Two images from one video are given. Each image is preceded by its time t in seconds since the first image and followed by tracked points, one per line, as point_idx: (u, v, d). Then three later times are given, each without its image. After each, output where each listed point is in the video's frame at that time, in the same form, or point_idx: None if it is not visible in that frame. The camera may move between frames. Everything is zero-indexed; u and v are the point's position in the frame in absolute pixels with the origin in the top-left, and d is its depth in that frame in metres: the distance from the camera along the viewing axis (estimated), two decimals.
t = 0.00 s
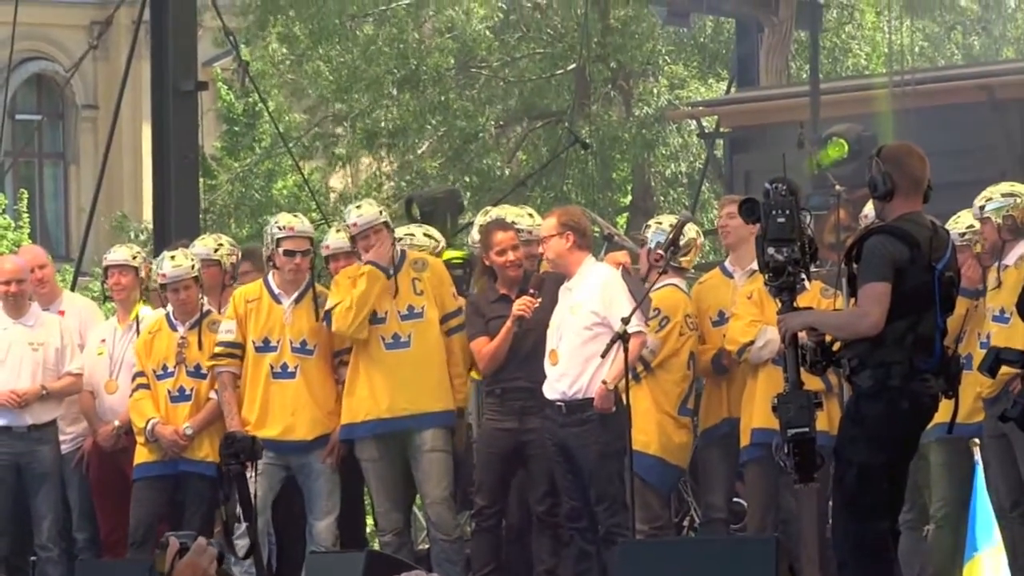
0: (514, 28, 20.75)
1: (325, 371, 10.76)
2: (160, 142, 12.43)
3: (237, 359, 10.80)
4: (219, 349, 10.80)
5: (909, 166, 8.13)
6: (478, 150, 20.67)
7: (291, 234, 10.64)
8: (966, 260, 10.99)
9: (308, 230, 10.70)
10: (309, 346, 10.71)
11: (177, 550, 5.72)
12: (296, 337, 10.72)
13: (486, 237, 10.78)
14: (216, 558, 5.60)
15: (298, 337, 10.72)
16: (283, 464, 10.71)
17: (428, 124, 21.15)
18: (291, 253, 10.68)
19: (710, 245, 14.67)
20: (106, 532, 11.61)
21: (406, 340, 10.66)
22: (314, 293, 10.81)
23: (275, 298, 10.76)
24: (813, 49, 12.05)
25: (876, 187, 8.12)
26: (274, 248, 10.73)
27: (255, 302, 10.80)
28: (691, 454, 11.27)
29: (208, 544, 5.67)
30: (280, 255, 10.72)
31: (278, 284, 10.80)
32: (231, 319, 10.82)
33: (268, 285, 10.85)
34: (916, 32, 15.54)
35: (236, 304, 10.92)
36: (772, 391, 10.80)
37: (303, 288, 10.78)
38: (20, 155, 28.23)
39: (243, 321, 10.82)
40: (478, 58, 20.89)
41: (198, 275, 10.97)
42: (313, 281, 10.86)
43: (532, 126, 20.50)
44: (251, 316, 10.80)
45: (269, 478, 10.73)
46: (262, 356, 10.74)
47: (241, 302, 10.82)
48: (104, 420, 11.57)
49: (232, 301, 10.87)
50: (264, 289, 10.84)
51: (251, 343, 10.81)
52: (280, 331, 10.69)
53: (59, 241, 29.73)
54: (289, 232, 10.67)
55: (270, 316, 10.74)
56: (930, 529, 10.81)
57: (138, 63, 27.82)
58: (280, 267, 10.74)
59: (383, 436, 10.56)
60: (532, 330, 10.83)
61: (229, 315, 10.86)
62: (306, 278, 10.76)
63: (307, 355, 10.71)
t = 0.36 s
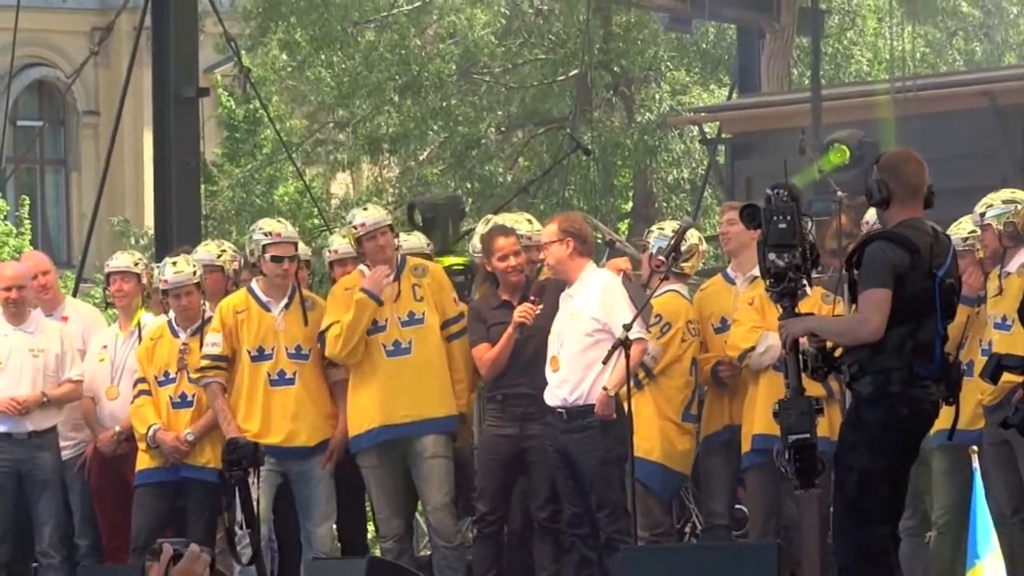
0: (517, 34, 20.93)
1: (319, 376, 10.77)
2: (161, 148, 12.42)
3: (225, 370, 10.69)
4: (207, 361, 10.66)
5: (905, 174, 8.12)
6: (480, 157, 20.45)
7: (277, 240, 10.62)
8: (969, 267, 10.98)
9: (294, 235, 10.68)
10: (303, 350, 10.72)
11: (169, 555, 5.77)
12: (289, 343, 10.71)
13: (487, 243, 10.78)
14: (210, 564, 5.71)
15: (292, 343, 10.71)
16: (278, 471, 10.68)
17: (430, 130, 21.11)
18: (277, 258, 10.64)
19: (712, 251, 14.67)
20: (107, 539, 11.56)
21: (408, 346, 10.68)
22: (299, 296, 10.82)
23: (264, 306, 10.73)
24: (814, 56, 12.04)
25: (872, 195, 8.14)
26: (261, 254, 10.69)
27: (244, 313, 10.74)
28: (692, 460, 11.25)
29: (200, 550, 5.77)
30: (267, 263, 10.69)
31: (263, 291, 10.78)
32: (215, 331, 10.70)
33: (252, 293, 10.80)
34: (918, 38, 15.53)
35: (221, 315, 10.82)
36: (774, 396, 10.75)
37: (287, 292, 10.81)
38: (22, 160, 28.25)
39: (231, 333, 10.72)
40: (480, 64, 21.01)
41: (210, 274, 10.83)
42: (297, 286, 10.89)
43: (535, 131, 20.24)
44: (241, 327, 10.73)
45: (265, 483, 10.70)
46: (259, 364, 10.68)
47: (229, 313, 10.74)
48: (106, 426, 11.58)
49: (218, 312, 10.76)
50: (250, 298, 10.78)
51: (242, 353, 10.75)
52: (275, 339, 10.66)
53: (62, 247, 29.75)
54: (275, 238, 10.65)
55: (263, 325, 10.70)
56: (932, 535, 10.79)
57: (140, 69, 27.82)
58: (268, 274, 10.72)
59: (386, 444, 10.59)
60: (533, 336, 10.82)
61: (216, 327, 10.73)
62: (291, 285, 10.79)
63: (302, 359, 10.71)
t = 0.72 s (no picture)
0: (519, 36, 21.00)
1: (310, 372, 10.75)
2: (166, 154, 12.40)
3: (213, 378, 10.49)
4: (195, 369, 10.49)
5: (904, 175, 8.14)
6: (483, 158, 20.44)
7: (254, 242, 10.54)
8: (972, 269, 10.99)
9: (268, 235, 10.60)
10: (294, 348, 10.71)
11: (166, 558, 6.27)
12: (280, 343, 10.68)
13: (491, 245, 10.77)
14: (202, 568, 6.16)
15: (283, 342, 10.68)
16: (280, 472, 10.65)
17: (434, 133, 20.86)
18: (255, 259, 10.57)
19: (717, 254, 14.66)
20: (113, 543, 11.61)
21: (414, 351, 10.66)
22: (277, 292, 10.78)
23: (250, 310, 10.65)
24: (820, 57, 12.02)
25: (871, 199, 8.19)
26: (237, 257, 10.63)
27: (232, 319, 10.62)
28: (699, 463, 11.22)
29: (193, 554, 6.24)
30: (244, 264, 10.63)
31: (244, 293, 10.69)
32: (204, 340, 10.52)
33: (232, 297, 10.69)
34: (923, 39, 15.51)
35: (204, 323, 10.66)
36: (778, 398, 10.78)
37: (266, 293, 10.75)
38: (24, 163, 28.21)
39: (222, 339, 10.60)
40: (484, 66, 20.89)
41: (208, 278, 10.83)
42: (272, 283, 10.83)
43: (537, 134, 20.38)
44: (233, 333, 10.62)
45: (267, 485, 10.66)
46: (254, 368, 10.62)
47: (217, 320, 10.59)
48: (111, 429, 11.52)
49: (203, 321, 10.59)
50: (233, 303, 10.67)
51: (233, 358, 10.65)
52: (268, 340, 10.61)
53: (65, 251, 29.75)
54: (250, 240, 10.58)
55: (253, 328, 10.63)
56: (938, 538, 10.76)
57: (142, 72, 27.77)
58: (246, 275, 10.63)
59: (392, 450, 10.58)
60: (538, 338, 10.81)
61: (205, 334, 10.54)
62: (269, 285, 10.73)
63: (295, 357, 10.69)
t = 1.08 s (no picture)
0: None
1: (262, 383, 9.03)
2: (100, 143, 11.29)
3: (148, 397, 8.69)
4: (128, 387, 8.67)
5: (987, 148, 6.84)
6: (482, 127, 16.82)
7: (193, 228, 8.78)
8: None
9: (210, 220, 8.84)
10: (245, 353, 8.97)
11: None
12: (228, 347, 8.93)
13: (489, 233, 8.94)
14: None
15: (230, 347, 8.93)
16: (234, 504, 8.94)
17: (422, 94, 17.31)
18: (194, 249, 8.78)
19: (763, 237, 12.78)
20: None
21: (395, 360, 8.92)
22: (218, 285, 8.99)
23: (191, 310, 8.86)
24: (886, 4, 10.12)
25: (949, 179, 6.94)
26: (172, 248, 8.82)
27: (171, 323, 8.82)
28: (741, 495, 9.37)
29: None
30: (180, 255, 8.81)
31: (180, 289, 8.86)
32: (139, 349, 8.71)
33: (168, 294, 8.87)
34: None
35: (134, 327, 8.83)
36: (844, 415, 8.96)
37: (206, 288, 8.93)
38: None
39: (160, 347, 8.80)
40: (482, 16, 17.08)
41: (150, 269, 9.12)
42: (212, 274, 9.01)
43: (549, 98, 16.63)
44: (171, 338, 8.83)
45: (215, 522, 8.92)
46: (197, 380, 8.85)
47: (153, 325, 8.78)
48: (24, 454, 9.74)
49: (135, 324, 8.77)
50: (169, 302, 8.85)
51: (172, 369, 8.86)
52: (214, 346, 8.86)
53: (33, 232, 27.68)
54: (189, 225, 8.81)
55: (196, 332, 8.85)
56: None
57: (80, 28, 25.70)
58: (183, 269, 8.80)
59: (366, 483, 8.89)
60: (547, 345, 8.97)
61: (138, 342, 8.72)
62: (210, 279, 8.92)
63: (245, 364, 8.96)
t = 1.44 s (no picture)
0: None
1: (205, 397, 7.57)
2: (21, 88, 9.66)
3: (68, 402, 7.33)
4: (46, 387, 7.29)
5: None
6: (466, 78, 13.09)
7: (134, 198, 7.48)
8: None
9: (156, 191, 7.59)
10: (187, 361, 7.55)
11: None
12: (166, 352, 7.51)
13: (475, 211, 7.34)
14: None
15: (168, 351, 7.51)
16: (159, 546, 7.47)
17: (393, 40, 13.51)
18: (133, 223, 7.43)
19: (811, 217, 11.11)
20: None
21: (361, 369, 7.32)
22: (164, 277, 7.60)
23: (124, 301, 7.46)
24: None
25: None
26: (107, 222, 7.46)
27: (99, 313, 7.42)
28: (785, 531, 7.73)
29: None
30: (115, 230, 7.46)
31: (115, 275, 7.46)
32: (59, 340, 7.33)
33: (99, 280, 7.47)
34: None
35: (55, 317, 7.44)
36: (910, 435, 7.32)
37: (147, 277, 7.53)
38: None
39: (85, 343, 7.40)
40: None
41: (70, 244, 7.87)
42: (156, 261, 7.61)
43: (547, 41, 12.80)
44: (97, 332, 7.43)
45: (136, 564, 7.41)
46: (127, 386, 7.42)
47: (78, 313, 7.38)
48: None
49: (56, 312, 7.39)
50: (99, 289, 7.45)
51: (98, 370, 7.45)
52: (150, 347, 7.44)
53: None
54: (131, 193, 7.52)
55: (129, 327, 7.44)
56: None
57: None
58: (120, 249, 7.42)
59: (325, 520, 7.28)
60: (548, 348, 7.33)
61: (59, 333, 7.34)
62: (151, 266, 7.53)
63: (185, 374, 7.53)
